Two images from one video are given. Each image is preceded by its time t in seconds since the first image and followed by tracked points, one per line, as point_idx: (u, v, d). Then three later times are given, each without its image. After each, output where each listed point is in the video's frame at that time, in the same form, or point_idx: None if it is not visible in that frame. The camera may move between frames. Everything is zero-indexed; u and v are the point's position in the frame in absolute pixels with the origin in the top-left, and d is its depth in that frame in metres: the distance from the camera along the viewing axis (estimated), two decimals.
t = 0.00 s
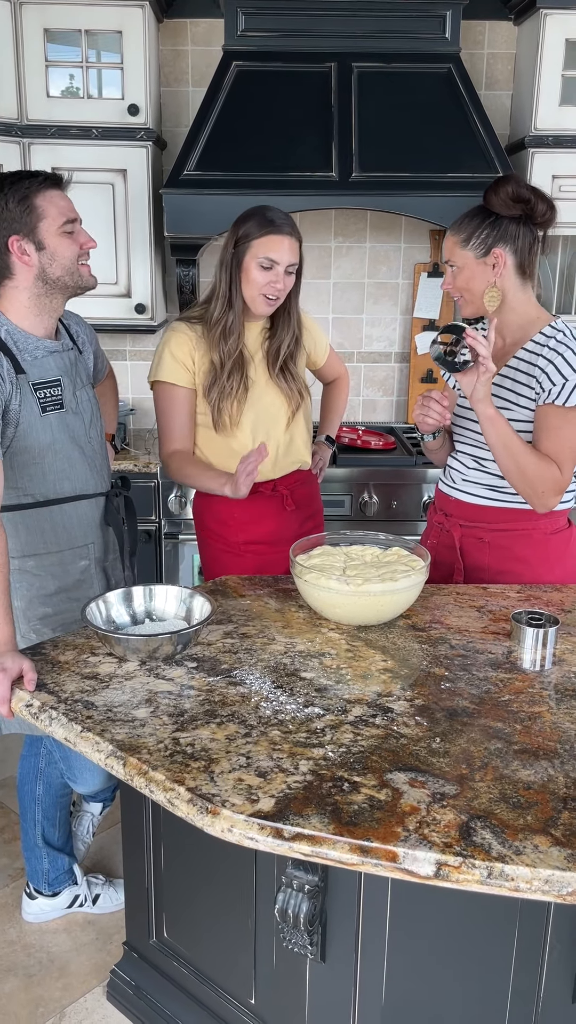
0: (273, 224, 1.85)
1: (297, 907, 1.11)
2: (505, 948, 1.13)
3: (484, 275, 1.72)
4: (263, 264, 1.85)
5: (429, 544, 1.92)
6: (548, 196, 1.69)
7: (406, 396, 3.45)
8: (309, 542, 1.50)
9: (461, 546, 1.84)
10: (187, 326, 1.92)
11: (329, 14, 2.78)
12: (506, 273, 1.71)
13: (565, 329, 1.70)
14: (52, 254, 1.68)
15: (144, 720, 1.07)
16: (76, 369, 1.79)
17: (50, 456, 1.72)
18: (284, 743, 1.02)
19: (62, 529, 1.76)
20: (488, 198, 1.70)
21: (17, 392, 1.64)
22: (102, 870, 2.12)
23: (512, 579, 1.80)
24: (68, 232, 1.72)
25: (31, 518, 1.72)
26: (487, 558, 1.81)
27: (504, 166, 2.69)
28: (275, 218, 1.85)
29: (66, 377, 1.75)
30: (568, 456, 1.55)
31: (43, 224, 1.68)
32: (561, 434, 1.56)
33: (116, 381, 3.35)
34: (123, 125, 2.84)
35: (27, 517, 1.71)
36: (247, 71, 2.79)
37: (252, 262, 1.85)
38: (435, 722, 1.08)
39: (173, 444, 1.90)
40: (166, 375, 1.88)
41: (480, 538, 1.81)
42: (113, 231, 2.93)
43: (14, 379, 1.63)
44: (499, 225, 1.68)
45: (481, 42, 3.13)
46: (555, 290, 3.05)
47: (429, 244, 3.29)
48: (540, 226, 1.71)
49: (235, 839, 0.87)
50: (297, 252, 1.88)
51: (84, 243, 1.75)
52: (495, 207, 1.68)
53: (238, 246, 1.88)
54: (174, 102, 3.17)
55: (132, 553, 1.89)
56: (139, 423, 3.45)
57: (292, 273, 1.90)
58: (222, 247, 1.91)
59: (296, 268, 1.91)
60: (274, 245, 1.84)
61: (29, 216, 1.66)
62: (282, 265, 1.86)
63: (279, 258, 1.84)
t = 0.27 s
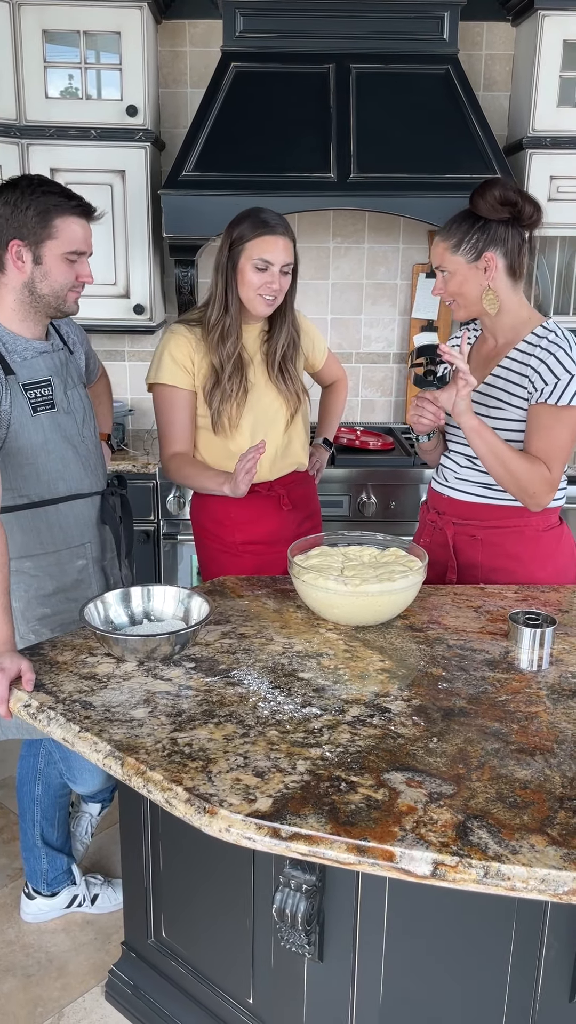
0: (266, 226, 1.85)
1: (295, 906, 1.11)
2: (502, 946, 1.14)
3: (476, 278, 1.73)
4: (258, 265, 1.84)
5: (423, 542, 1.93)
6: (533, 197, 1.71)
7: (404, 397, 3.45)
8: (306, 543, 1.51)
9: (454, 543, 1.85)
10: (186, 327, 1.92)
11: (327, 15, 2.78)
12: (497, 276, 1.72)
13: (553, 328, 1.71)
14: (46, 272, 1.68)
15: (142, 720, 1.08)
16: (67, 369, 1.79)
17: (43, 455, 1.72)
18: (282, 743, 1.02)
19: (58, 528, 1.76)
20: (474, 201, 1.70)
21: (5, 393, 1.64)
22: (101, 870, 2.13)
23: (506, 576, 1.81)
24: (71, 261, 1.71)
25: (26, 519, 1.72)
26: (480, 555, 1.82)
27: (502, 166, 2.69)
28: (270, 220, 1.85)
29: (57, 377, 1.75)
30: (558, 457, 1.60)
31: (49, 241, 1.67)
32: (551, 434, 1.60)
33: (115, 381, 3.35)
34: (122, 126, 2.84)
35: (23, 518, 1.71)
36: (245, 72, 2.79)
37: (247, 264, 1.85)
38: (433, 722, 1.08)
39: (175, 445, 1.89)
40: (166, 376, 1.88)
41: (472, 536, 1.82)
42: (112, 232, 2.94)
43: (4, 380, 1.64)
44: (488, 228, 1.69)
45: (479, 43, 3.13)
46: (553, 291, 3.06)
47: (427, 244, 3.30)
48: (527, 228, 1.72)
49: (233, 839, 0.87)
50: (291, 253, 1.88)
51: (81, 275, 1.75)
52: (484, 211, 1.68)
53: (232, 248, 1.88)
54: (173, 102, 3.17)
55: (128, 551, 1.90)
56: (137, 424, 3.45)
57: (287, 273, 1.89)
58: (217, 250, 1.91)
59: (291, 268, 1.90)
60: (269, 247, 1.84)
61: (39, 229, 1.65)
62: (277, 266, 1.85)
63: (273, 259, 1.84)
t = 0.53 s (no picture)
0: (251, 224, 1.85)
1: (294, 908, 1.11)
2: (501, 947, 1.13)
3: (463, 277, 1.73)
4: (251, 264, 1.84)
5: (414, 540, 1.94)
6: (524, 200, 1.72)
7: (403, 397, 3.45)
8: (304, 546, 1.51)
9: (445, 541, 1.86)
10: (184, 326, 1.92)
11: (326, 16, 2.79)
12: (485, 276, 1.73)
13: (539, 327, 1.72)
14: (44, 261, 1.69)
15: (140, 722, 1.08)
16: (68, 372, 1.79)
17: (43, 458, 1.72)
18: (280, 745, 1.02)
19: (56, 531, 1.76)
20: (467, 201, 1.70)
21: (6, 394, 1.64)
22: (100, 871, 2.12)
23: (496, 573, 1.81)
24: (65, 242, 1.72)
25: (24, 520, 1.72)
26: (470, 552, 1.83)
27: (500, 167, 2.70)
28: (254, 217, 1.85)
29: (58, 380, 1.75)
30: (543, 457, 1.61)
31: (41, 229, 1.69)
32: (536, 434, 1.62)
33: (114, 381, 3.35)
34: (121, 127, 2.84)
35: (21, 519, 1.71)
36: (244, 73, 2.79)
37: (240, 265, 1.85)
38: (431, 723, 1.08)
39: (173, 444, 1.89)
40: (163, 375, 1.88)
41: (463, 533, 1.83)
42: (111, 232, 2.94)
43: (4, 382, 1.64)
44: (479, 229, 1.69)
45: (478, 43, 3.13)
46: (552, 291, 3.06)
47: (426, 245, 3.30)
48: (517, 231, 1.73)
49: (231, 842, 0.87)
50: (281, 246, 1.88)
51: (79, 256, 1.76)
52: (476, 211, 1.68)
53: (222, 250, 1.87)
54: (172, 103, 3.17)
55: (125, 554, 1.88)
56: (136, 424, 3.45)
57: (282, 267, 1.89)
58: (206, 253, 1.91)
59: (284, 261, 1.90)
60: (260, 243, 1.84)
61: (28, 219, 1.68)
62: (270, 260, 1.85)
63: (266, 254, 1.84)
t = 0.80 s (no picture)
0: (243, 222, 1.83)
1: (293, 910, 1.11)
2: (500, 950, 1.13)
3: (455, 274, 1.74)
4: (243, 264, 1.83)
5: (402, 538, 1.94)
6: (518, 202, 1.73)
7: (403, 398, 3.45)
8: (303, 548, 1.51)
9: (434, 538, 1.87)
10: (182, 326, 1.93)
11: (325, 17, 2.79)
12: (476, 274, 1.74)
13: (526, 328, 1.74)
14: (49, 272, 1.70)
15: (138, 725, 1.07)
16: (63, 375, 1.78)
17: (36, 462, 1.71)
18: (279, 747, 1.02)
19: (51, 534, 1.76)
20: (463, 200, 1.71)
21: None
22: (99, 874, 2.12)
23: (485, 568, 1.83)
24: (70, 256, 1.73)
25: (19, 523, 1.72)
26: (460, 549, 1.84)
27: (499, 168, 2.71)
28: (245, 214, 1.84)
29: (52, 382, 1.74)
30: (532, 456, 1.63)
31: (49, 240, 1.69)
32: (525, 433, 1.64)
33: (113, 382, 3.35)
34: (120, 128, 2.84)
35: (16, 522, 1.71)
36: (243, 74, 2.79)
37: (233, 265, 1.84)
38: (430, 726, 1.08)
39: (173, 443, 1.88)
40: (162, 375, 1.88)
41: (452, 531, 1.84)
42: (110, 234, 2.93)
43: None
44: (472, 227, 1.70)
45: (476, 45, 3.13)
46: (551, 292, 3.06)
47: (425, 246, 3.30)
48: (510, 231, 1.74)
49: (229, 844, 0.87)
50: (274, 244, 1.86)
51: (81, 271, 1.76)
52: (470, 210, 1.70)
53: (214, 251, 1.87)
54: (171, 104, 3.17)
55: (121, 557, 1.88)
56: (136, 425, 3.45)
57: (276, 265, 1.88)
58: (199, 254, 1.91)
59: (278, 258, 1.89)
60: (253, 242, 1.82)
61: (40, 230, 1.67)
62: (262, 259, 1.84)
63: (259, 254, 1.83)
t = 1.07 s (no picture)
0: (243, 220, 1.84)
1: (294, 911, 1.11)
2: (501, 951, 1.13)
3: (445, 269, 1.75)
4: (245, 259, 1.83)
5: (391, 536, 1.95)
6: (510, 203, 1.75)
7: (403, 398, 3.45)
8: (304, 548, 1.51)
9: (424, 535, 1.88)
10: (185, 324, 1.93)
11: (325, 18, 2.79)
12: (465, 272, 1.75)
13: (514, 327, 1.75)
14: (57, 269, 1.70)
15: (140, 725, 1.08)
16: (65, 376, 1.78)
17: (37, 463, 1.72)
18: (280, 747, 1.02)
19: (51, 535, 1.76)
20: (457, 197, 1.73)
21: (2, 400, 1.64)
22: (99, 874, 2.12)
23: (475, 563, 1.85)
24: (73, 249, 1.73)
25: (19, 524, 1.72)
26: (450, 545, 1.85)
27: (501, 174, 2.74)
28: (247, 212, 1.84)
29: (54, 384, 1.74)
30: (524, 454, 1.67)
31: (54, 235, 1.69)
32: (517, 432, 1.67)
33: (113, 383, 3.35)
34: (120, 129, 2.84)
35: (16, 522, 1.71)
36: (242, 74, 2.79)
37: (234, 262, 1.84)
38: (431, 726, 1.08)
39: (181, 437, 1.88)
40: (166, 373, 1.88)
41: (441, 527, 1.86)
42: (110, 234, 2.94)
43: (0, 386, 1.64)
44: (464, 225, 1.72)
45: (477, 46, 3.13)
46: (551, 292, 3.06)
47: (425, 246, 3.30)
48: (499, 232, 1.77)
49: (231, 845, 0.87)
50: (275, 239, 1.87)
51: (82, 262, 1.77)
52: (464, 207, 1.71)
53: (215, 248, 1.87)
54: (171, 105, 3.18)
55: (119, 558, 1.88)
56: (136, 426, 3.45)
57: (276, 261, 1.88)
58: (200, 252, 1.91)
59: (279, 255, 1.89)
60: (254, 239, 1.83)
61: (45, 225, 1.67)
62: (263, 254, 1.84)
63: (259, 250, 1.83)
